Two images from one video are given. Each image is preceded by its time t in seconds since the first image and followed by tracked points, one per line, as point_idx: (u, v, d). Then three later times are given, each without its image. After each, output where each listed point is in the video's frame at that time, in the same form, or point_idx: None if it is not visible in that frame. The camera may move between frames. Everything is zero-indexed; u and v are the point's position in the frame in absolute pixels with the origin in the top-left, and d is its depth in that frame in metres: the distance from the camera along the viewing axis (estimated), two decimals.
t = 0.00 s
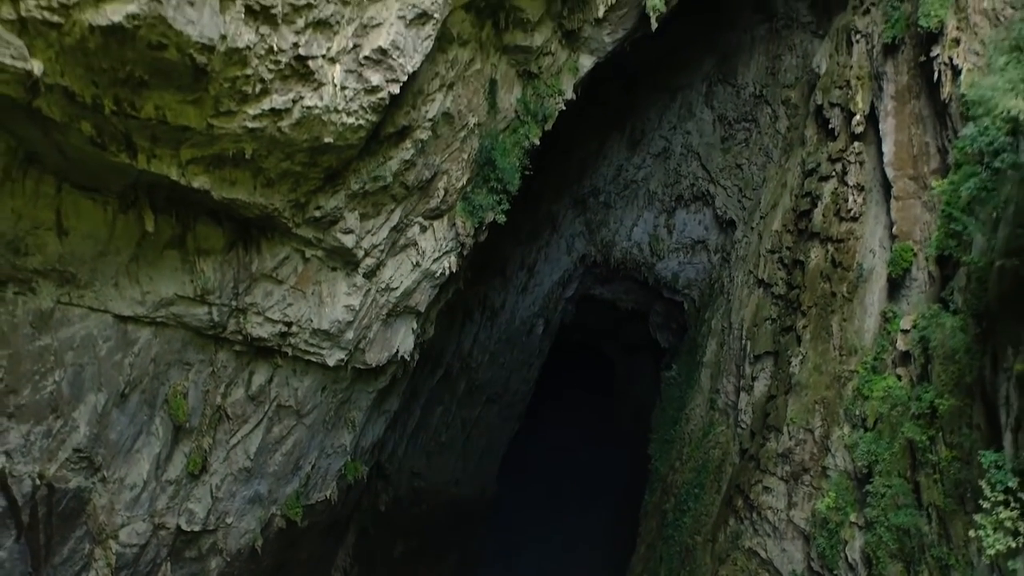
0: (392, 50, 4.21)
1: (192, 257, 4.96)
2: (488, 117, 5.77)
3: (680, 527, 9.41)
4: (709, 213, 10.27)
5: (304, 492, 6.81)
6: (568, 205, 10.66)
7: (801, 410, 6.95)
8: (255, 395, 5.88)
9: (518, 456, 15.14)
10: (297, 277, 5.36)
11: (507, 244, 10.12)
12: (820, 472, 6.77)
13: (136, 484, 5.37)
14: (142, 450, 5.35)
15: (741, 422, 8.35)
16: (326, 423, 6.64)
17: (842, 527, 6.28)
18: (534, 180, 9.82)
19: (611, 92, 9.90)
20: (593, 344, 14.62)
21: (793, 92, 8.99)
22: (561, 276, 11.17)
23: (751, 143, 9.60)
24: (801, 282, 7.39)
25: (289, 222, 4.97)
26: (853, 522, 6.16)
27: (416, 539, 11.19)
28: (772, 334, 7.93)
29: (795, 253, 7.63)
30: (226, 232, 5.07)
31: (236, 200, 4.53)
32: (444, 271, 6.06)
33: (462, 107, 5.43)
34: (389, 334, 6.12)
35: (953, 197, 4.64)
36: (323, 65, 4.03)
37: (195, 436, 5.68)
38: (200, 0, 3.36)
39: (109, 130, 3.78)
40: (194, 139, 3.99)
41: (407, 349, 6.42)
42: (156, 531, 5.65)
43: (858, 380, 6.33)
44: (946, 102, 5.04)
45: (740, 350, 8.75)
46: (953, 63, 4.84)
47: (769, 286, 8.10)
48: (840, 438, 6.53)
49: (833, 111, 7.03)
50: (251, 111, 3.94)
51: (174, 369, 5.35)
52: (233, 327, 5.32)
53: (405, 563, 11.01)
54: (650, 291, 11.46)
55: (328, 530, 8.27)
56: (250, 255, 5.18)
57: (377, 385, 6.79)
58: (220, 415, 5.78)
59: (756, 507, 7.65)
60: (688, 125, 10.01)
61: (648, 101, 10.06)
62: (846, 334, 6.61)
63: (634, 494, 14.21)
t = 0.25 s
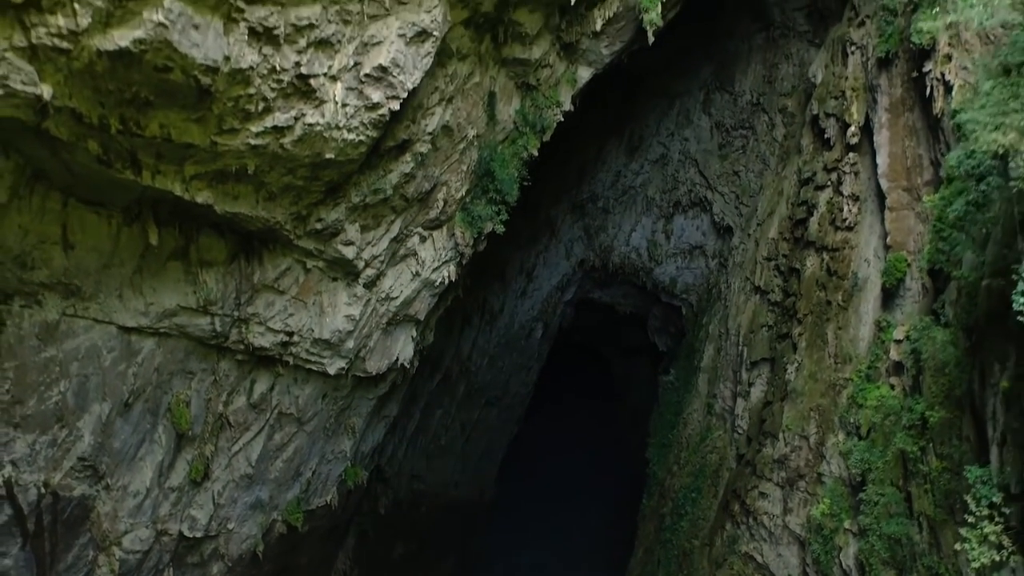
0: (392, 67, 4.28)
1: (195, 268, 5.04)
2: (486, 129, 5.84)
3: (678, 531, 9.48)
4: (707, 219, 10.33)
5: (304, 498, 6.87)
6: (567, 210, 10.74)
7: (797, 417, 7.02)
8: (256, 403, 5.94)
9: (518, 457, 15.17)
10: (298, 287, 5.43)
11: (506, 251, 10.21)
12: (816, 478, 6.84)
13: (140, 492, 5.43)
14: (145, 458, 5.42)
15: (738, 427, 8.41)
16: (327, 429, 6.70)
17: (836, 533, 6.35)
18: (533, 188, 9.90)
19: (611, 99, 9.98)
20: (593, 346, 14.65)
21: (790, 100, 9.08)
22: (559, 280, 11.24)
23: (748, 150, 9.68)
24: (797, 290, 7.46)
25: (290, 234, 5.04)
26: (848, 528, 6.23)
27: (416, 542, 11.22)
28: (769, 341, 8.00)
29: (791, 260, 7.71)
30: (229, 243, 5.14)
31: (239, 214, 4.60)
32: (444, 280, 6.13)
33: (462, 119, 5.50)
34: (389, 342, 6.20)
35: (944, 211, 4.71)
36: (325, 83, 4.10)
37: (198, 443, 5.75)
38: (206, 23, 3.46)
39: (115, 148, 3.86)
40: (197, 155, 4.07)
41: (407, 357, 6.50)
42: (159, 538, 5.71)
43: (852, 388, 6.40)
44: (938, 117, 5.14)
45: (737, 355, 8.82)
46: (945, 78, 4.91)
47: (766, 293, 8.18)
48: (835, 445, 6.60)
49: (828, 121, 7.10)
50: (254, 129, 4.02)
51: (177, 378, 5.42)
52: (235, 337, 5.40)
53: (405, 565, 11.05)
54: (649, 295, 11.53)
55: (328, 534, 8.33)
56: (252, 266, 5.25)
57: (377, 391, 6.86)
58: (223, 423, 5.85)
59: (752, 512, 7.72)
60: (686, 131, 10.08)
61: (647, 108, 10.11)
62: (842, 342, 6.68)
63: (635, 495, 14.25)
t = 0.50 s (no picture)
0: (392, 81, 4.36)
1: (198, 277, 5.09)
2: (485, 138, 5.91)
3: (676, 533, 9.54)
4: (705, 223, 10.39)
5: (305, 502, 6.93)
6: (566, 214, 10.82)
7: (793, 421, 7.09)
8: (258, 408, 6.00)
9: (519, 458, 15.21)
10: (299, 294, 5.49)
11: (507, 255, 10.29)
12: (812, 482, 6.91)
13: (143, 497, 5.48)
14: (148, 464, 5.47)
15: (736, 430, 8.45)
16: (328, 434, 6.76)
17: (832, 537, 6.41)
18: (533, 194, 9.97)
19: (612, 105, 10.04)
20: (593, 347, 14.68)
21: (787, 106, 9.17)
22: (559, 283, 11.31)
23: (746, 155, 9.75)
24: (794, 295, 7.51)
25: (292, 243, 5.09)
26: (843, 532, 6.29)
27: (416, 543, 11.26)
28: (766, 345, 8.06)
29: (788, 265, 7.78)
30: (231, 252, 5.20)
31: (242, 224, 4.67)
32: (443, 286, 6.18)
33: (461, 129, 5.57)
34: (389, 348, 6.25)
35: (937, 221, 4.78)
36: (325, 96, 4.18)
37: (200, 449, 5.80)
38: (209, 41, 3.55)
39: (120, 161, 3.94)
40: (200, 168, 4.13)
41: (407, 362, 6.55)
42: (161, 542, 5.77)
43: (848, 393, 6.45)
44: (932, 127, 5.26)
45: (735, 359, 8.88)
46: (938, 89, 5.09)
47: (763, 297, 8.24)
48: (831, 449, 6.66)
49: (825, 128, 7.17)
50: (256, 142, 4.08)
51: (180, 385, 5.48)
52: (237, 344, 5.46)
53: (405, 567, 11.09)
54: (647, 298, 11.58)
55: (329, 537, 8.39)
56: (254, 274, 5.31)
57: (377, 396, 6.92)
58: (225, 428, 5.90)
59: (749, 515, 7.78)
60: (684, 136, 10.13)
61: (646, 112, 10.17)
62: (838, 347, 6.74)
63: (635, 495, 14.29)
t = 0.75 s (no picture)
0: (392, 93, 4.45)
1: (200, 285, 5.16)
2: (484, 147, 5.98)
3: (674, 536, 9.60)
4: (702, 227, 10.45)
5: (306, 506, 6.99)
6: (565, 218, 10.89)
7: (789, 425, 7.15)
8: (259, 414, 6.06)
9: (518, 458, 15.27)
10: (301, 302, 5.55)
11: (506, 260, 10.35)
12: (808, 486, 6.97)
13: (146, 502, 5.54)
14: (151, 469, 5.53)
15: (733, 434, 8.50)
16: (329, 438, 6.83)
17: (827, 540, 6.48)
18: (532, 202, 10.04)
19: (609, 110, 10.06)
20: (592, 349, 14.74)
21: (784, 112, 9.26)
22: (557, 286, 11.39)
23: (743, 161, 9.81)
24: (790, 300, 7.58)
25: (294, 252, 5.16)
26: (838, 536, 6.36)
27: (416, 545, 11.31)
28: (762, 350, 8.13)
29: (784, 271, 7.85)
30: (232, 261, 5.26)
31: (244, 234, 4.73)
32: (443, 292, 6.25)
33: (460, 138, 5.64)
34: (389, 353, 6.32)
35: (929, 231, 4.84)
36: (327, 109, 4.26)
37: (202, 454, 5.86)
38: (213, 58, 3.64)
39: (124, 174, 4.02)
40: (203, 180, 4.20)
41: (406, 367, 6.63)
42: (164, 546, 5.82)
43: (844, 398, 6.51)
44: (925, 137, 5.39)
45: (732, 363, 8.94)
46: (931, 101, 5.20)
47: (760, 302, 8.31)
48: (826, 454, 6.72)
49: (821, 136, 7.24)
50: (259, 154, 4.16)
51: (182, 391, 5.55)
52: (239, 351, 5.53)
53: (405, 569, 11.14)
54: (645, 301, 11.64)
55: (330, 540, 8.46)
56: (255, 282, 5.37)
57: (377, 401, 6.99)
58: (227, 434, 5.96)
59: (746, 519, 7.84)
60: (682, 141, 10.20)
61: (645, 117, 10.18)
62: (834, 352, 6.80)
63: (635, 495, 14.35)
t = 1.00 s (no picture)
0: (392, 102, 4.51)
1: (203, 291, 5.22)
2: (483, 152, 6.03)
3: (673, 537, 9.64)
4: (701, 229, 10.49)
5: (307, 508, 7.03)
6: (564, 221, 10.95)
7: (787, 428, 7.20)
8: (261, 417, 6.10)
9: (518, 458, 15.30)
10: (302, 306, 5.61)
11: (506, 264, 10.43)
12: (805, 487, 7.02)
13: (148, 504, 5.58)
14: (153, 472, 5.58)
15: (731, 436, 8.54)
16: (329, 441, 6.88)
17: (824, 542, 6.52)
18: (533, 206, 10.13)
19: (609, 116, 10.20)
20: (591, 349, 14.77)
21: (782, 116, 9.25)
22: (556, 288, 11.45)
23: (741, 164, 9.86)
24: (788, 303, 7.62)
25: (295, 258, 5.22)
26: (835, 538, 6.40)
27: (416, 546, 11.35)
28: (760, 352, 8.18)
29: (781, 274, 7.93)
30: (235, 267, 5.34)
31: (247, 241, 4.79)
32: (442, 296, 6.30)
33: (459, 144, 5.70)
34: (389, 357, 6.37)
35: (923, 237, 4.90)
36: (328, 118, 4.32)
37: (204, 457, 5.91)
38: (216, 69, 3.70)
39: (130, 183, 4.11)
40: (206, 187, 4.27)
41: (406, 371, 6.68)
42: (166, 548, 5.86)
43: (840, 401, 6.55)
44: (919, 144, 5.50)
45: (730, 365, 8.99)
46: (924, 109, 5.32)
47: (757, 305, 8.36)
48: (823, 456, 6.77)
49: (817, 140, 7.30)
50: (261, 162, 4.21)
51: (184, 395, 5.60)
52: (241, 355, 5.59)
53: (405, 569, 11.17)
54: (644, 303, 11.69)
55: (330, 541, 8.52)
56: (257, 287, 5.43)
57: (378, 403, 7.03)
58: (228, 437, 6.01)
59: (744, 520, 7.89)
60: (680, 144, 10.31)
61: (643, 121, 10.33)
62: (831, 355, 6.84)
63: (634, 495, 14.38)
